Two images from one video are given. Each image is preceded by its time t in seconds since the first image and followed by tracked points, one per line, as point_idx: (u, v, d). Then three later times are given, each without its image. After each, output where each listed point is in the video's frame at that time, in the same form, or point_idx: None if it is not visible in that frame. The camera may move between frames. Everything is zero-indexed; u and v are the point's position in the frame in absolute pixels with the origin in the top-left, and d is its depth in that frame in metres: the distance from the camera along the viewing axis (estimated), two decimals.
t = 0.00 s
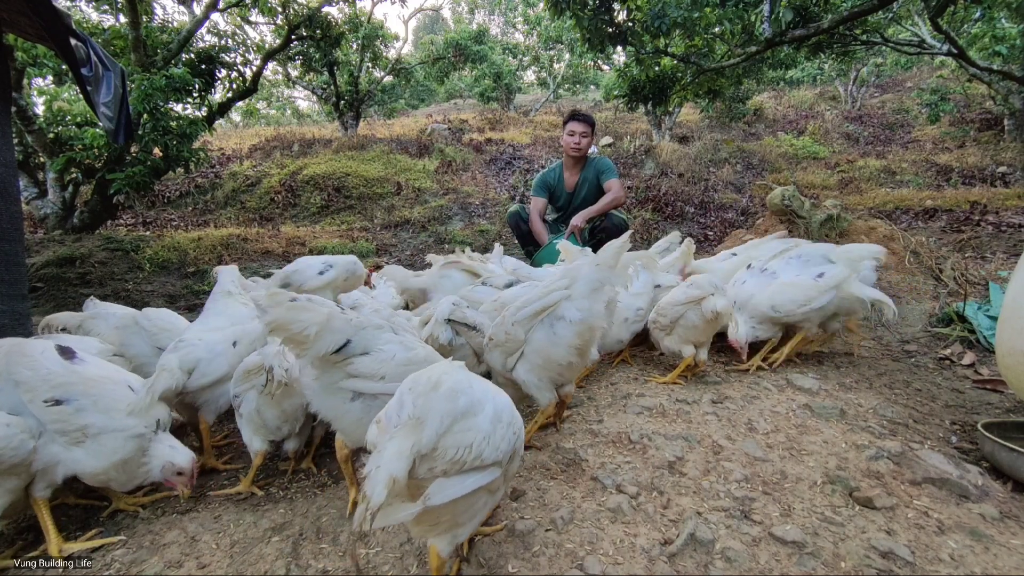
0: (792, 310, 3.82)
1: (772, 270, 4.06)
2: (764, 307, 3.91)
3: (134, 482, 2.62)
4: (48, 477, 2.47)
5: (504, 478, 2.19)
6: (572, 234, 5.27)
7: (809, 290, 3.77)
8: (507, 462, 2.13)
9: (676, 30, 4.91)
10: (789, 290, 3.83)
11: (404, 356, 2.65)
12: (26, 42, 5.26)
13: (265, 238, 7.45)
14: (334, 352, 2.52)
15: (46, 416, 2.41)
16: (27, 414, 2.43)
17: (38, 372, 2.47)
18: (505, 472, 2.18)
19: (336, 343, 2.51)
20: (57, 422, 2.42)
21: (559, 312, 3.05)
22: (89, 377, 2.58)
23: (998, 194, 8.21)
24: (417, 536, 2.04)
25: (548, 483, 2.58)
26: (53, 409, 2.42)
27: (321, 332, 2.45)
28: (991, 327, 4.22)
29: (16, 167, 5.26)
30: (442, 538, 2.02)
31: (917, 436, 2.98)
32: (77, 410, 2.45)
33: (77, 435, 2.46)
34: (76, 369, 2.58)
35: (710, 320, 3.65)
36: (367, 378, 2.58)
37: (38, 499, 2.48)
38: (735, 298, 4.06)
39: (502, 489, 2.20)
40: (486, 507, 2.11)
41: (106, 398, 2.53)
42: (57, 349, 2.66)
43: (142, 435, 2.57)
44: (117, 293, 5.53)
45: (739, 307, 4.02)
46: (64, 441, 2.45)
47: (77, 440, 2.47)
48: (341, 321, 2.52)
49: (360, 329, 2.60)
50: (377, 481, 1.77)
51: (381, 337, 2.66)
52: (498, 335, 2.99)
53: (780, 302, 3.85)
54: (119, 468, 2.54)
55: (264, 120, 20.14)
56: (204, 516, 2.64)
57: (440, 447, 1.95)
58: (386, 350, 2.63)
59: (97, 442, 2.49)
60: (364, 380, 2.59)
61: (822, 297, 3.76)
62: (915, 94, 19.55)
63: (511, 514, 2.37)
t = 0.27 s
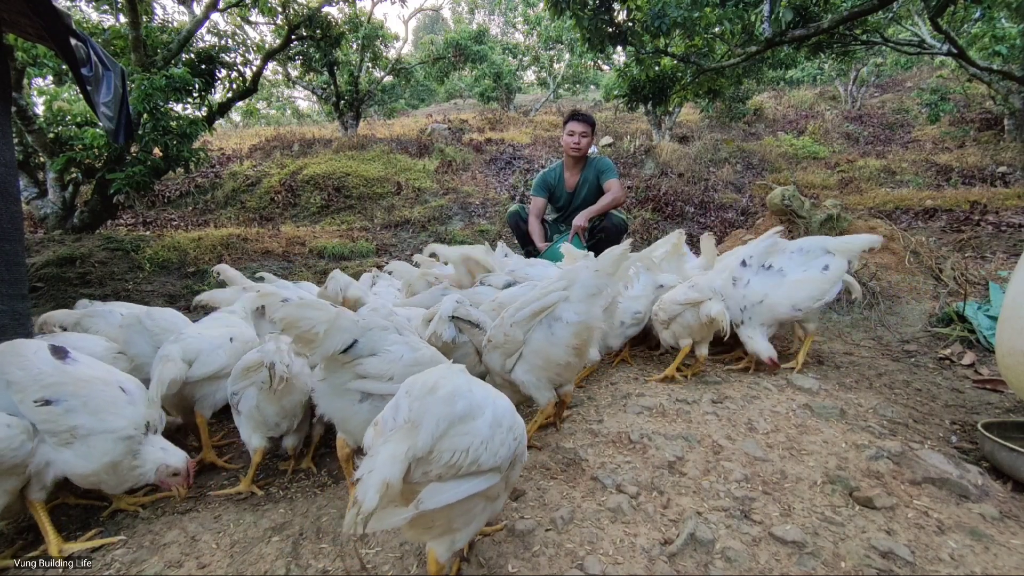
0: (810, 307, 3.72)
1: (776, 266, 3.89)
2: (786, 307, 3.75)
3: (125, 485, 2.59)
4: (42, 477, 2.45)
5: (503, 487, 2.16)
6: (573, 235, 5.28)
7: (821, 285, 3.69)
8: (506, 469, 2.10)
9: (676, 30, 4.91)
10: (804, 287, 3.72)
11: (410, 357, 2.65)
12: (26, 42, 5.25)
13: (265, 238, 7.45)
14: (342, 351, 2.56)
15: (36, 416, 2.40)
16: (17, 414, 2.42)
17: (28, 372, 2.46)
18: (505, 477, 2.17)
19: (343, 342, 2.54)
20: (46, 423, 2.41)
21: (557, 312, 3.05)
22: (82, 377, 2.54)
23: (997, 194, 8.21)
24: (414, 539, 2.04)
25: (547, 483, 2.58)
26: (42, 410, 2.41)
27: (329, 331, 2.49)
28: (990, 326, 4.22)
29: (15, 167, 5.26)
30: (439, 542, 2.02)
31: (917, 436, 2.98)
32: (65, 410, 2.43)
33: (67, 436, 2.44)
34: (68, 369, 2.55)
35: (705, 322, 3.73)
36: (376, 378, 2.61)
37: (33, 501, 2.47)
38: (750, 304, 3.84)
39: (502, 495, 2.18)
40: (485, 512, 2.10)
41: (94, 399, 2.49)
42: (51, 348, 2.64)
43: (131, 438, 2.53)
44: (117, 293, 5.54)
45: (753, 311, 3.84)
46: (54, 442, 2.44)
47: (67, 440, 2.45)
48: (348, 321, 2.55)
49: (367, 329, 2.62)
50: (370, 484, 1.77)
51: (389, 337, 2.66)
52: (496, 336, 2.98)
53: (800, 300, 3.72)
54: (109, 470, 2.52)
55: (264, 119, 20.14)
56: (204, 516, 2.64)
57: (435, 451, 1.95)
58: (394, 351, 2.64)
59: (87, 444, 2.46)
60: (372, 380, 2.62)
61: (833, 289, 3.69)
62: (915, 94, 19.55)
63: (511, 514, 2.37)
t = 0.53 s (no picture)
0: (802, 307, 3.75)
1: (768, 270, 3.97)
2: (777, 308, 3.78)
3: (124, 485, 2.59)
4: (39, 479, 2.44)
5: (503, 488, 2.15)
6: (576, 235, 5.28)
7: (811, 283, 3.73)
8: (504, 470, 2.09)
9: (676, 30, 4.91)
10: (795, 286, 3.75)
11: (412, 356, 2.65)
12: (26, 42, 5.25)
13: (265, 238, 7.45)
14: (344, 351, 2.58)
15: (31, 417, 2.39)
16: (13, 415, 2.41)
17: (23, 374, 2.45)
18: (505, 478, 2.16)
19: (346, 342, 2.56)
20: (42, 424, 2.40)
21: (555, 313, 3.06)
22: (77, 377, 2.54)
23: (998, 194, 8.21)
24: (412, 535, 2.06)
25: (547, 483, 2.58)
26: (37, 410, 2.40)
27: (332, 331, 2.51)
28: (991, 326, 4.22)
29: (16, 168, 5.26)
30: (438, 539, 2.02)
31: (917, 436, 2.99)
32: (61, 411, 2.42)
33: (62, 437, 2.43)
34: (64, 369, 2.54)
35: (699, 318, 3.77)
36: (379, 378, 2.61)
37: (33, 502, 2.47)
38: (741, 306, 3.90)
39: (503, 496, 2.18)
40: (483, 511, 2.09)
41: (90, 400, 2.48)
42: (47, 349, 2.63)
43: (127, 439, 2.52)
44: (117, 293, 5.53)
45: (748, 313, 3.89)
46: (49, 443, 2.42)
47: (62, 441, 2.43)
48: (351, 321, 2.57)
49: (371, 329, 2.65)
50: (362, 480, 1.77)
51: (392, 337, 2.68)
52: (494, 338, 3.01)
53: (791, 301, 3.75)
54: (106, 471, 2.50)
55: (264, 120, 20.15)
56: (204, 516, 2.64)
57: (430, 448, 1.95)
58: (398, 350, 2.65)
59: (83, 445, 2.45)
60: (376, 379, 2.63)
61: (823, 288, 3.73)
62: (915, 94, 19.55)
63: (511, 514, 2.37)
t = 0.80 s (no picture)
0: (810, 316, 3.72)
1: (778, 276, 3.92)
2: (787, 316, 3.73)
3: (126, 485, 2.59)
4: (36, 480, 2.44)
5: (504, 481, 2.16)
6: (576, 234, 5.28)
7: (819, 292, 3.71)
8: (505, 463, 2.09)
9: (676, 30, 4.91)
10: (805, 295, 3.72)
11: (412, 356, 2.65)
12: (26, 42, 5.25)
13: (264, 238, 7.45)
14: (345, 351, 2.60)
15: (27, 417, 2.39)
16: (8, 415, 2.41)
17: (20, 374, 2.45)
18: (506, 470, 2.16)
19: (348, 341, 2.59)
20: (38, 424, 2.39)
21: (553, 313, 3.05)
22: (73, 378, 2.54)
23: (998, 194, 8.21)
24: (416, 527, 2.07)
25: (547, 483, 2.58)
26: (33, 411, 2.40)
27: (333, 332, 2.55)
28: (991, 326, 4.22)
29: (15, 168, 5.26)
30: (441, 531, 2.03)
31: (917, 435, 2.99)
32: (57, 412, 2.42)
33: (59, 437, 2.43)
34: (61, 370, 2.55)
35: (696, 317, 3.78)
36: (382, 377, 2.61)
37: (31, 503, 2.47)
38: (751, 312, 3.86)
39: (502, 489, 2.19)
40: (484, 503, 2.10)
41: (86, 401, 2.48)
42: (46, 349, 2.63)
43: (124, 441, 2.52)
44: (116, 293, 5.53)
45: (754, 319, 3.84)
46: (47, 444, 2.42)
47: (58, 442, 2.43)
48: (352, 321, 2.59)
49: (373, 328, 2.67)
50: (367, 473, 1.78)
51: (393, 337, 2.70)
52: (491, 340, 3.01)
53: (800, 309, 3.71)
54: (105, 473, 2.50)
55: (264, 120, 20.15)
56: (204, 516, 2.64)
57: (432, 442, 1.95)
58: (398, 349, 2.65)
59: (79, 447, 2.45)
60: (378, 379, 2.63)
61: (830, 298, 3.73)
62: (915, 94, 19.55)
63: (511, 515, 2.37)
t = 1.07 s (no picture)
0: (810, 316, 3.71)
1: (782, 276, 3.92)
2: (788, 315, 3.72)
3: (127, 486, 2.55)
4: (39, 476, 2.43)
5: (503, 477, 2.16)
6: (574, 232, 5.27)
7: (821, 293, 3.71)
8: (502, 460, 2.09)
9: (676, 30, 4.91)
10: (806, 295, 3.71)
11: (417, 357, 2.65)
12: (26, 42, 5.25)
13: (265, 238, 7.45)
14: (351, 351, 2.59)
15: (33, 414, 2.39)
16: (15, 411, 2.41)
17: (27, 371, 2.45)
18: (505, 467, 2.17)
19: (352, 342, 2.57)
20: (42, 421, 2.39)
21: (553, 314, 3.04)
22: (80, 376, 2.53)
23: (998, 194, 8.21)
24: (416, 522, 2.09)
25: (547, 483, 2.58)
26: (39, 408, 2.39)
27: (337, 333, 2.52)
28: (991, 327, 4.22)
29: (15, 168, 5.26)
30: (441, 526, 2.05)
31: (917, 436, 2.98)
32: (61, 409, 2.41)
33: (62, 435, 2.42)
34: (69, 368, 2.54)
35: (698, 317, 3.80)
36: (385, 378, 2.62)
37: (34, 500, 2.47)
38: (753, 312, 3.86)
39: (502, 486, 2.20)
40: (482, 497, 2.11)
41: (90, 399, 2.46)
42: (54, 346, 2.63)
43: (125, 440, 2.49)
44: (117, 293, 5.54)
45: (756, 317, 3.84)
46: (50, 441, 2.42)
47: (62, 439, 2.43)
48: (356, 321, 2.58)
49: (379, 329, 2.64)
50: (360, 465, 1.78)
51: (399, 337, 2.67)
52: (490, 340, 3.03)
53: (802, 308, 3.70)
54: (105, 471, 2.48)
55: (264, 120, 20.16)
56: (204, 516, 2.64)
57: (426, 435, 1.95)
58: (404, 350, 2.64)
59: (82, 444, 2.44)
60: (382, 379, 2.63)
61: (833, 299, 3.73)
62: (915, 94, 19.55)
63: (511, 515, 2.37)
